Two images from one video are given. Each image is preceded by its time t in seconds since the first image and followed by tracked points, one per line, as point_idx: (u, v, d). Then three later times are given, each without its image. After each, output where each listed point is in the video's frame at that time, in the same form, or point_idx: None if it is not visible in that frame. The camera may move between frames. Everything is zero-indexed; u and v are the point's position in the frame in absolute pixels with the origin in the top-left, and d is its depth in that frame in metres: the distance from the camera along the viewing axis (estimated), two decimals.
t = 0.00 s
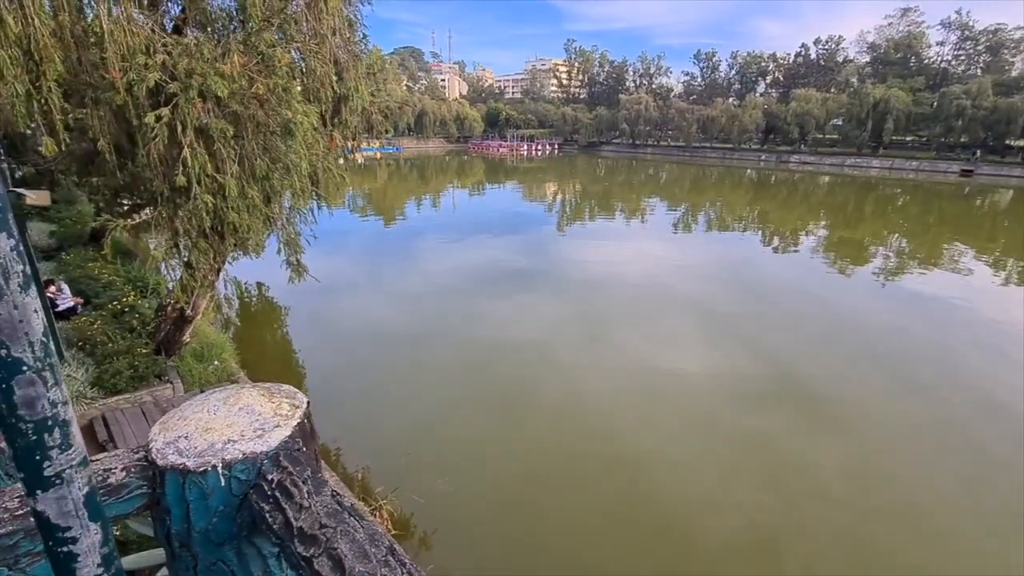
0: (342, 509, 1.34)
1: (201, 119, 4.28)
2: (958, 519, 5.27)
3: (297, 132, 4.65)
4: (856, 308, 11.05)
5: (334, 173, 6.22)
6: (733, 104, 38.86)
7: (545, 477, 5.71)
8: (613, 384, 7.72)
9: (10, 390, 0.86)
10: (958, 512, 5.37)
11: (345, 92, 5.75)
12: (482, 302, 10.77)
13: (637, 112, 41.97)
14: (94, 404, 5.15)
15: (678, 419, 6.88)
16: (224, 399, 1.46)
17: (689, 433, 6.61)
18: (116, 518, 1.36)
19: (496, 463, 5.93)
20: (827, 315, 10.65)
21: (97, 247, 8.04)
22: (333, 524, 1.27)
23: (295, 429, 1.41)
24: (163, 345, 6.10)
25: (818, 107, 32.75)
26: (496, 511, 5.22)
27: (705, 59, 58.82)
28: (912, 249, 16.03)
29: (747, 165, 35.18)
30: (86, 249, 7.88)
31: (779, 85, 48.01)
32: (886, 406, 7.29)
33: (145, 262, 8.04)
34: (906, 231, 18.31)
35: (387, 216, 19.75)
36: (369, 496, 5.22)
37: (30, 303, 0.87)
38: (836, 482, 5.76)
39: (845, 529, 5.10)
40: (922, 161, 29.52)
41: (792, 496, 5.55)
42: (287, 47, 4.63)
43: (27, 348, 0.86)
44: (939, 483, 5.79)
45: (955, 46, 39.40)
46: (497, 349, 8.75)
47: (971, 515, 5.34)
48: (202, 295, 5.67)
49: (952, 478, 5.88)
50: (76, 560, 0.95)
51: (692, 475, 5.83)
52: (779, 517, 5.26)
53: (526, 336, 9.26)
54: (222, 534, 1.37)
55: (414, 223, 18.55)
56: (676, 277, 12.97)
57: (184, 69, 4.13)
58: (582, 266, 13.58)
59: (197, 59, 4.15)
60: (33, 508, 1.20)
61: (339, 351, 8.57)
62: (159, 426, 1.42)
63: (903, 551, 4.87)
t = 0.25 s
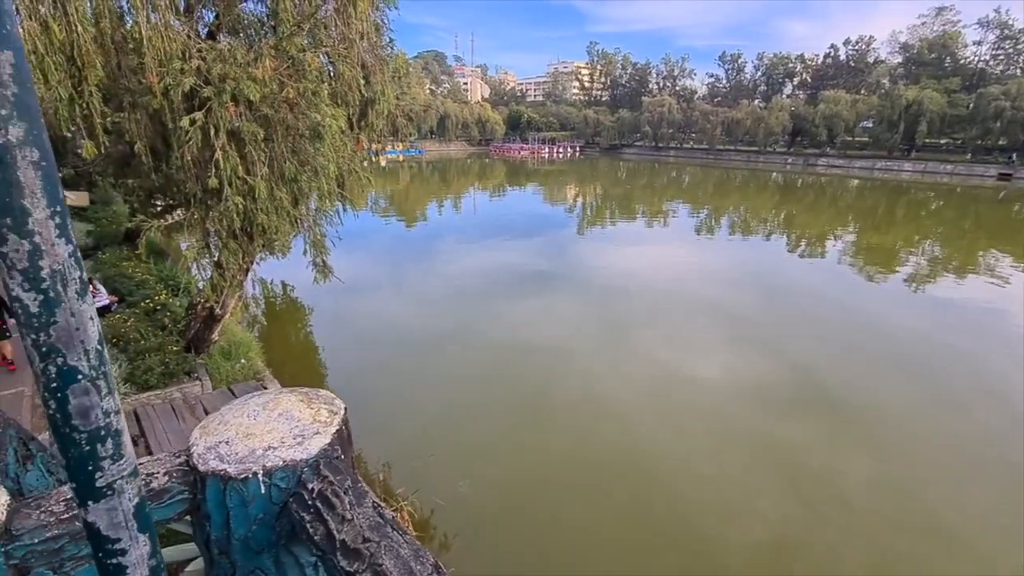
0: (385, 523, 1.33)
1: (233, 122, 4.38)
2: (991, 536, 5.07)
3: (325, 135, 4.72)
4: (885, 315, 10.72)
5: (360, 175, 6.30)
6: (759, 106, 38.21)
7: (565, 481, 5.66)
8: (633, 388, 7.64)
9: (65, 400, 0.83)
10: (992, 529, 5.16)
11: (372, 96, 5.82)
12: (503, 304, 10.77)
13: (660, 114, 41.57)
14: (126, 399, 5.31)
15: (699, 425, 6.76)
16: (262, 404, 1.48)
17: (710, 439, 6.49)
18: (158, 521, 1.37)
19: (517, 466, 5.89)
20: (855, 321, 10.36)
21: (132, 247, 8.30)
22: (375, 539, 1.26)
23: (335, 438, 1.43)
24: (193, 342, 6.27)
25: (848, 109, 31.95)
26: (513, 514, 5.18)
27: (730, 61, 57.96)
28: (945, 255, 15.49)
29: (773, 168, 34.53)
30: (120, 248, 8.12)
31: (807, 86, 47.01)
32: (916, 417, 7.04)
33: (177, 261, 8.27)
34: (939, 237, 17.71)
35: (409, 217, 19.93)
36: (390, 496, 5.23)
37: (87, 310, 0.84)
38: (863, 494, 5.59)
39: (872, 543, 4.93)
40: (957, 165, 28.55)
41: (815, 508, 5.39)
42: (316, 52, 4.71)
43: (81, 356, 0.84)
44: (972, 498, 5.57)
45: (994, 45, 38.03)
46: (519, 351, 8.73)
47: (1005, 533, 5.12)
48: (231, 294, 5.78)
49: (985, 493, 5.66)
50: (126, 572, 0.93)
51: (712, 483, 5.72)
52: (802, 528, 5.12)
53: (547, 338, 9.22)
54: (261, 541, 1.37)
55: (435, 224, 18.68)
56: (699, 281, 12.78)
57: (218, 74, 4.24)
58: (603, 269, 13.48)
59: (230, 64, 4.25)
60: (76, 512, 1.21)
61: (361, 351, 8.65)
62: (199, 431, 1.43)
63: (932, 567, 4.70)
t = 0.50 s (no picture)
0: (423, 533, 1.32)
1: (268, 124, 4.47)
2: None
3: (357, 137, 4.77)
4: (921, 327, 10.32)
5: (388, 177, 6.38)
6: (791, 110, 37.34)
7: (587, 488, 5.59)
8: (656, 394, 7.53)
9: (118, 404, 0.81)
10: None
11: (402, 98, 5.88)
12: (527, 307, 10.76)
13: (688, 117, 41.02)
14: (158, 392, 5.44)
15: (723, 433, 6.62)
16: (300, 406, 1.49)
17: (733, 448, 6.34)
18: (198, 521, 1.41)
19: (539, 471, 5.84)
20: (889, 332, 10.01)
21: (168, 244, 8.57)
22: (415, 550, 1.25)
23: (370, 442, 1.44)
24: (225, 338, 6.37)
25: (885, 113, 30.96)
26: (534, 518, 5.15)
27: (762, 64, 56.84)
28: (987, 266, 14.84)
29: (805, 173, 33.70)
30: (157, 246, 8.40)
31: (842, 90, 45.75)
32: (953, 433, 6.76)
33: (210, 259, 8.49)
34: (981, 246, 16.98)
35: (434, 219, 20.09)
36: (413, 498, 5.24)
37: (142, 314, 0.82)
38: (893, 510, 5.38)
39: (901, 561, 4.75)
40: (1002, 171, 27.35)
41: (844, 523, 5.20)
42: (349, 56, 4.79)
43: (136, 360, 0.82)
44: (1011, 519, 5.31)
45: None
46: (542, 354, 8.69)
47: None
48: (262, 293, 5.90)
49: None
50: None
51: (735, 493, 5.59)
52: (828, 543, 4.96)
53: (571, 342, 9.16)
54: (298, 545, 1.40)
55: (459, 226, 18.77)
56: (725, 287, 12.53)
57: (255, 77, 4.35)
58: (627, 274, 13.34)
59: (267, 68, 4.37)
60: (121, 511, 1.25)
61: (386, 351, 8.73)
62: (239, 431, 1.46)
63: None
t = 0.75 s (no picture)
0: (456, 541, 1.34)
1: (309, 128, 4.61)
2: None
3: (394, 141, 4.85)
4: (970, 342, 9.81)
5: (423, 180, 6.48)
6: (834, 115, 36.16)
7: (612, 495, 5.51)
8: (685, 403, 7.39)
9: (172, 404, 0.84)
10: None
11: (438, 103, 5.96)
12: (556, 311, 10.71)
13: (725, 122, 40.23)
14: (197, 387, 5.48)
15: (754, 444, 6.45)
16: (338, 407, 1.52)
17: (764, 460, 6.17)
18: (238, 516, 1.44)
19: (564, 476, 5.80)
20: (934, 346, 9.55)
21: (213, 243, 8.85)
22: (447, 557, 1.26)
23: (404, 446, 1.46)
24: (262, 335, 6.60)
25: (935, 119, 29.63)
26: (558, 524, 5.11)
27: (804, 68, 55.23)
28: None
29: (847, 180, 32.57)
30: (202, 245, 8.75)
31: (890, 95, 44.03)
32: (1000, 454, 6.41)
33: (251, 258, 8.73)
34: None
35: (465, 222, 20.25)
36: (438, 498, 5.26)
37: (196, 316, 0.86)
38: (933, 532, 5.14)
39: None
40: None
41: (880, 544, 5.00)
42: (388, 62, 4.87)
43: (189, 361, 0.85)
44: None
45: None
46: (570, 359, 8.65)
47: None
48: (298, 292, 6.04)
49: None
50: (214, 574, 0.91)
51: (765, 505, 5.43)
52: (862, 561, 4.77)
53: (600, 347, 9.09)
54: (331, 546, 1.42)
55: (490, 229, 18.86)
56: (760, 296, 12.20)
57: (298, 82, 4.48)
58: (658, 280, 13.14)
59: (310, 74, 4.49)
60: (166, 503, 1.30)
61: (415, 351, 8.82)
62: (277, 430, 1.49)
63: None
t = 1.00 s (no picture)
0: (495, 553, 1.33)
1: (361, 133, 4.77)
2: None
3: (440, 147, 4.95)
4: None
5: (467, 184, 6.57)
6: (897, 122, 34.34)
7: (650, 506, 5.39)
8: (727, 415, 7.16)
9: (232, 402, 0.88)
10: None
11: (484, 109, 6.03)
12: (597, 318, 10.61)
13: (778, 128, 38.88)
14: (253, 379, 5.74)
15: (801, 463, 6.18)
16: (382, 409, 1.57)
17: (812, 479, 5.91)
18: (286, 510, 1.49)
19: (600, 484, 5.71)
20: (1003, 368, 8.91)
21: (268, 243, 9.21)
22: (485, 566, 1.25)
23: (445, 452, 1.48)
24: (310, 332, 6.84)
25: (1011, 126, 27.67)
26: (594, 530, 5.05)
27: (865, 72, 52.75)
28: None
29: (910, 190, 30.84)
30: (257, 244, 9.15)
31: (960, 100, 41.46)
32: None
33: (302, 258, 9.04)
34: None
35: (507, 227, 20.36)
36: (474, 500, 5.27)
37: (256, 319, 0.90)
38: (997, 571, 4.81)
39: None
40: None
41: None
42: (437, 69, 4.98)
43: (250, 363, 0.89)
44: None
45: None
46: (609, 366, 8.54)
47: None
48: (345, 292, 6.21)
49: None
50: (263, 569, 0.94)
51: (811, 527, 5.20)
52: None
53: (640, 355, 8.93)
54: (372, 545, 1.45)
55: (532, 234, 18.87)
56: (811, 309, 11.70)
57: (352, 90, 4.64)
58: (703, 289, 12.82)
59: (362, 81, 4.65)
60: (221, 493, 1.36)
61: (455, 353, 8.92)
62: (324, 428, 1.53)
63: None
